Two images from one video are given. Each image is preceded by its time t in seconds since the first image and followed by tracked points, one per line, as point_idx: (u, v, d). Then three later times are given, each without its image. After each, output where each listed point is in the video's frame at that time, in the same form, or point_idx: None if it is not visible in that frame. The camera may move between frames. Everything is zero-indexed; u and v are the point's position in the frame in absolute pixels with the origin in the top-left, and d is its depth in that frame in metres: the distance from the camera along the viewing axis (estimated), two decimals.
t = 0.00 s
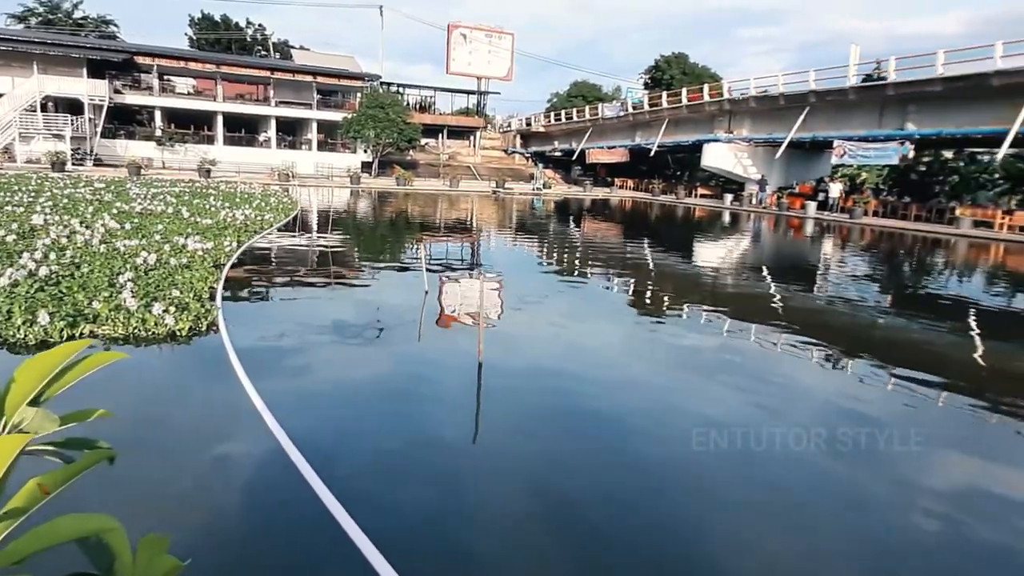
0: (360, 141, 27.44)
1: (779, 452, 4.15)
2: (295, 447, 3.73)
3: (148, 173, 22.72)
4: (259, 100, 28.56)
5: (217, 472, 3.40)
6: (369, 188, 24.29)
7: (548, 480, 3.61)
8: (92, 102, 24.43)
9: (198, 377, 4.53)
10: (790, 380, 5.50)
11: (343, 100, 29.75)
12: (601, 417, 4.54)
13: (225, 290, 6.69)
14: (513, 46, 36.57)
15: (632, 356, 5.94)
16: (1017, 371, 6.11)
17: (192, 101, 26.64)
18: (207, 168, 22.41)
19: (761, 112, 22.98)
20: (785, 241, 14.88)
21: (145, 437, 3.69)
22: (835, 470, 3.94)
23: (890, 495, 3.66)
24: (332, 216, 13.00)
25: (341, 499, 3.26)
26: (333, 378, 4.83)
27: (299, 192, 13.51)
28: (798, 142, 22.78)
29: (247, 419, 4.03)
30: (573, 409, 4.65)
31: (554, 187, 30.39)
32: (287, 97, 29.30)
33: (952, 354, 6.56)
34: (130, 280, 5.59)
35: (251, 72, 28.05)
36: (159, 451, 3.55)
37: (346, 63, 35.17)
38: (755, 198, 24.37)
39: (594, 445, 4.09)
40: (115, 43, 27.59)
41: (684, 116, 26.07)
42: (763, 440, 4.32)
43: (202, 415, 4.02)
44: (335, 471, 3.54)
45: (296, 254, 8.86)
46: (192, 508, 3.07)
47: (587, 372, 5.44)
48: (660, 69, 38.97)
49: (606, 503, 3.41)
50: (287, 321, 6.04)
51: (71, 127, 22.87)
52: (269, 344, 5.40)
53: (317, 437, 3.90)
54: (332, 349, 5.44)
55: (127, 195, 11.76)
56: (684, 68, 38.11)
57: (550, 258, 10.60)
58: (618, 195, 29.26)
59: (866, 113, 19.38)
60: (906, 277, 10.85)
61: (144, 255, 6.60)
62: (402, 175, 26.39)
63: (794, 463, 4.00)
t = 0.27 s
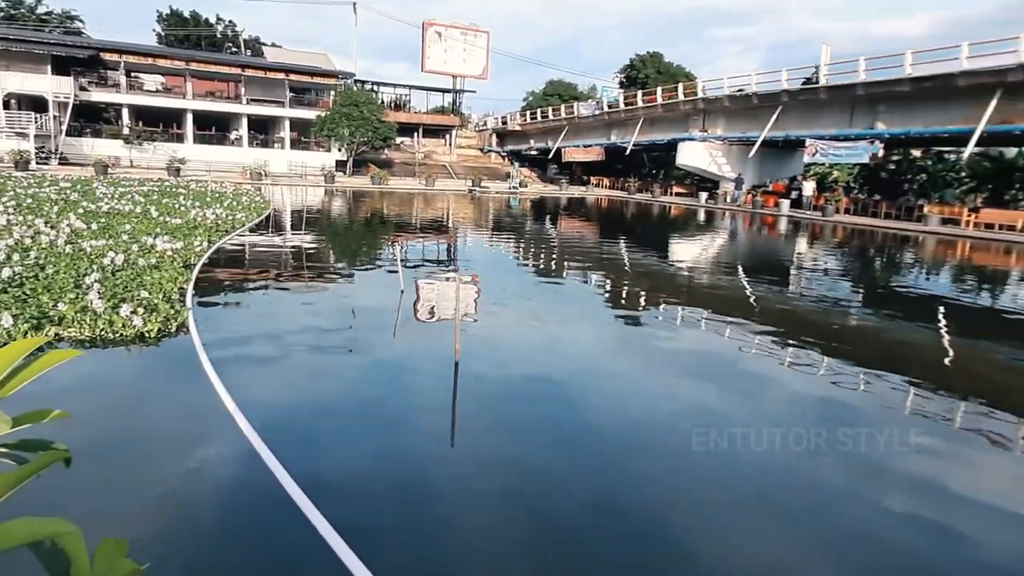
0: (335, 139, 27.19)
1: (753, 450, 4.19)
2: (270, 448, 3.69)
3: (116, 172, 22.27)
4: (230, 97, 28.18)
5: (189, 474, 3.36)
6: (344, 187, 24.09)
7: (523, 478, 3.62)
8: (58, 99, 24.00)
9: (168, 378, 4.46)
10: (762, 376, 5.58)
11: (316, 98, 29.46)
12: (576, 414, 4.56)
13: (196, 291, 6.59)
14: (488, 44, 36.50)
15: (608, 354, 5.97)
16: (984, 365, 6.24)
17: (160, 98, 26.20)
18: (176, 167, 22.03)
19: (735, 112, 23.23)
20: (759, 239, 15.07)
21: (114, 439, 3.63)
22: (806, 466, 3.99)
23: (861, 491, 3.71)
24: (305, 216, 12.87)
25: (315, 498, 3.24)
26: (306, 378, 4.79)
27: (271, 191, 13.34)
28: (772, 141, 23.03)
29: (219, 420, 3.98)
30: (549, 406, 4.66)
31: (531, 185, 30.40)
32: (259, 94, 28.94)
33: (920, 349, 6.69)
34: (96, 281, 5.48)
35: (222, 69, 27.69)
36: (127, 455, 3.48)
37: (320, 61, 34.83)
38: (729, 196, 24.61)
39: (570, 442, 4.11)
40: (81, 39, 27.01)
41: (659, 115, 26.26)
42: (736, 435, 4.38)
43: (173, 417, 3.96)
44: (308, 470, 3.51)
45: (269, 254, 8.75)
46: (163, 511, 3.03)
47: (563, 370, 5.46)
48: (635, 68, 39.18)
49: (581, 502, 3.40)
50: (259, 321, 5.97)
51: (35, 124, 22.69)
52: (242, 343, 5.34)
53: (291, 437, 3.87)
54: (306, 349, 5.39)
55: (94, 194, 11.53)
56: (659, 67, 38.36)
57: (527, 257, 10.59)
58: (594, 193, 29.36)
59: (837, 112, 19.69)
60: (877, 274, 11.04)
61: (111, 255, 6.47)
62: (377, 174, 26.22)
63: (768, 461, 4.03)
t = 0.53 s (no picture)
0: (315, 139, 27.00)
1: (736, 448, 4.22)
2: (249, 451, 3.67)
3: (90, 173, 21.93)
4: (207, 97, 27.86)
5: (167, 478, 3.32)
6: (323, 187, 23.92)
7: (506, 476, 3.63)
8: (29, 99, 23.57)
9: (145, 382, 4.41)
10: (742, 373, 5.63)
11: (295, 98, 29.23)
12: (559, 413, 4.58)
13: (174, 293, 6.51)
14: (468, 44, 36.43)
15: (590, 353, 5.99)
16: (959, 360, 6.36)
17: (135, 98, 25.85)
18: (152, 168, 21.74)
19: (714, 111, 23.43)
20: (739, 237, 15.22)
21: (90, 444, 3.58)
22: (787, 463, 4.02)
23: (841, 487, 3.75)
24: (284, 217, 12.76)
25: (295, 500, 3.22)
26: (287, 380, 4.75)
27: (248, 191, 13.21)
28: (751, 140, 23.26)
29: (197, 423, 3.94)
30: (532, 405, 4.67)
31: (512, 185, 30.43)
32: (236, 94, 28.67)
33: (897, 345, 6.79)
34: (71, 284, 5.40)
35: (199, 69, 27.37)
36: (102, 461, 3.42)
37: (298, 61, 34.54)
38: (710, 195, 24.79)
39: (551, 441, 4.13)
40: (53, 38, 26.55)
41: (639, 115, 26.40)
42: (716, 432, 4.42)
43: (150, 420, 3.91)
44: (289, 473, 3.50)
45: (248, 256, 8.67)
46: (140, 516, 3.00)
47: (546, 369, 5.47)
48: (615, 68, 39.34)
49: (565, 502, 3.40)
50: (239, 324, 5.92)
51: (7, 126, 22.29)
52: (221, 346, 5.29)
53: (272, 439, 3.84)
54: (286, 351, 5.35)
55: (68, 196, 11.34)
56: (639, 67, 38.55)
57: (508, 257, 10.59)
58: (576, 192, 29.44)
59: (814, 111, 19.93)
60: (854, 271, 11.18)
61: (86, 257, 6.37)
62: (357, 173, 26.08)
63: (748, 458, 4.07)
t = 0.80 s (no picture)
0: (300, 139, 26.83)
1: (720, 445, 4.25)
2: (235, 454, 3.65)
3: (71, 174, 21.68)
4: (189, 97, 27.59)
5: (152, 482, 3.30)
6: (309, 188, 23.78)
7: (492, 475, 3.64)
8: (8, 100, 23.24)
9: (128, 386, 4.37)
10: (729, 370, 5.67)
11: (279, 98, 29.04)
12: (546, 411, 4.59)
13: (157, 296, 6.44)
14: (453, 43, 36.35)
15: (577, 351, 6.00)
16: (942, 355, 6.43)
17: (117, 98, 25.57)
18: (134, 168, 21.51)
19: (699, 110, 23.54)
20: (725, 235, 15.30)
21: (72, 450, 3.54)
22: (774, 460, 4.05)
23: (826, 483, 3.78)
24: (269, 217, 12.66)
25: (281, 502, 3.21)
26: (273, 381, 4.73)
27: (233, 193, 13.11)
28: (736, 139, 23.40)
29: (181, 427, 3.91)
30: (519, 404, 4.67)
31: (498, 184, 30.42)
32: (220, 94, 28.43)
33: (881, 340, 6.86)
34: (51, 287, 5.33)
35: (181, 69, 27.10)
36: (85, 468, 3.37)
37: (282, 60, 34.31)
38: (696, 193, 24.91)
39: (538, 439, 4.14)
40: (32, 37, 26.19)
41: (625, 114, 26.48)
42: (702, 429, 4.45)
43: (133, 424, 3.88)
44: (275, 475, 3.48)
45: (233, 257, 8.60)
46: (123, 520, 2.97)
47: (533, 368, 5.47)
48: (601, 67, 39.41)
49: (553, 503, 3.40)
50: (224, 326, 5.88)
51: None
52: (205, 349, 5.24)
53: (258, 441, 3.83)
54: (272, 353, 5.31)
55: (48, 198, 11.20)
56: (624, 66, 38.63)
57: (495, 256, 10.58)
58: (563, 191, 29.47)
59: (798, 109, 20.07)
60: (839, 267, 11.27)
61: (66, 260, 6.29)
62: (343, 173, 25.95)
63: (733, 455, 4.11)
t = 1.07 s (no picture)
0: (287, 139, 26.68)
1: (707, 441, 4.28)
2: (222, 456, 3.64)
3: (53, 176, 21.44)
4: (173, 97, 27.36)
5: (138, 485, 3.28)
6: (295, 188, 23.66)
7: (480, 474, 3.65)
8: None
9: (113, 388, 4.33)
10: (716, 367, 5.70)
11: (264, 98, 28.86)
12: (535, 410, 4.61)
13: (143, 299, 6.38)
14: (440, 42, 36.27)
15: (567, 350, 6.02)
16: (927, 350, 6.49)
17: (99, 98, 25.31)
18: (117, 169, 21.31)
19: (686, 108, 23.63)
20: (713, 233, 15.37)
21: (57, 453, 3.51)
22: (761, 457, 4.08)
23: (813, 479, 3.81)
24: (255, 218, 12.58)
25: (269, 504, 3.21)
26: (261, 383, 4.72)
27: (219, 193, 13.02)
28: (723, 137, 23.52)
29: (168, 430, 3.88)
30: (508, 403, 4.69)
31: (486, 184, 30.41)
32: (204, 94, 28.23)
33: (867, 336, 6.92)
34: (34, 290, 5.27)
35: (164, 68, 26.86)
36: (70, 472, 3.35)
37: (268, 60, 34.10)
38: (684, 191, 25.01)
39: (526, 438, 4.15)
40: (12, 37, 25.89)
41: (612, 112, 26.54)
42: (690, 426, 4.48)
43: (119, 427, 3.85)
44: (264, 476, 3.47)
45: (219, 259, 8.54)
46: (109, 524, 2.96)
47: (522, 367, 5.47)
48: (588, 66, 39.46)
49: (541, 500, 3.42)
50: (210, 328, 5.84)
51: None
52: (192, 351, 5.21)
53: (246, 443, 3.82)
54: (259, 354, 5.29)
55: (30, 200, 11.08)
56: (611, 65, 38.69)
57: (484, 256, 10.57)
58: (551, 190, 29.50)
59: (784, 108, 20.20)
60: (826, 264, 11.35)
61: (49, 262, 6.22)
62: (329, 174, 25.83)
63: (720, 451, 4.14)
